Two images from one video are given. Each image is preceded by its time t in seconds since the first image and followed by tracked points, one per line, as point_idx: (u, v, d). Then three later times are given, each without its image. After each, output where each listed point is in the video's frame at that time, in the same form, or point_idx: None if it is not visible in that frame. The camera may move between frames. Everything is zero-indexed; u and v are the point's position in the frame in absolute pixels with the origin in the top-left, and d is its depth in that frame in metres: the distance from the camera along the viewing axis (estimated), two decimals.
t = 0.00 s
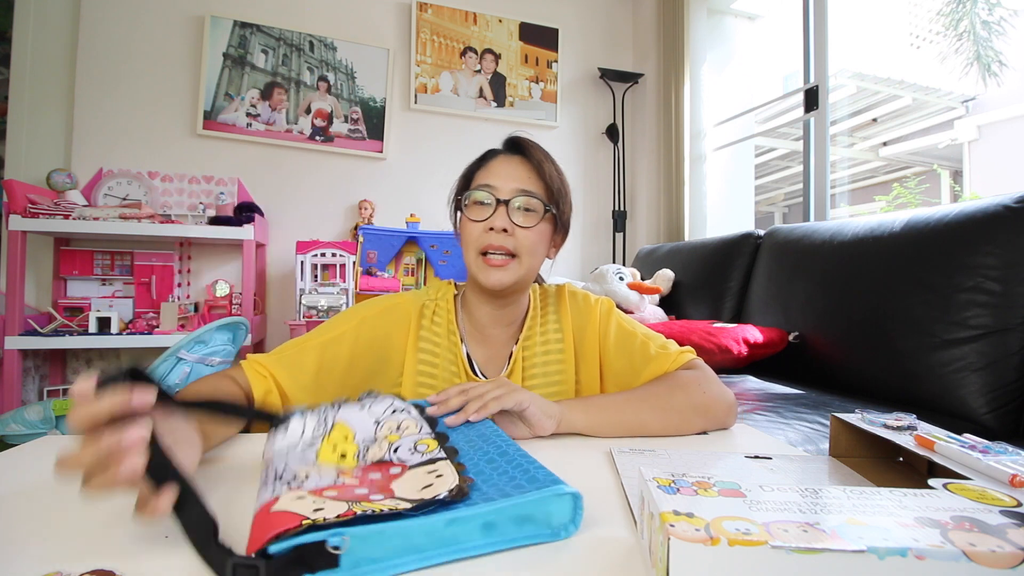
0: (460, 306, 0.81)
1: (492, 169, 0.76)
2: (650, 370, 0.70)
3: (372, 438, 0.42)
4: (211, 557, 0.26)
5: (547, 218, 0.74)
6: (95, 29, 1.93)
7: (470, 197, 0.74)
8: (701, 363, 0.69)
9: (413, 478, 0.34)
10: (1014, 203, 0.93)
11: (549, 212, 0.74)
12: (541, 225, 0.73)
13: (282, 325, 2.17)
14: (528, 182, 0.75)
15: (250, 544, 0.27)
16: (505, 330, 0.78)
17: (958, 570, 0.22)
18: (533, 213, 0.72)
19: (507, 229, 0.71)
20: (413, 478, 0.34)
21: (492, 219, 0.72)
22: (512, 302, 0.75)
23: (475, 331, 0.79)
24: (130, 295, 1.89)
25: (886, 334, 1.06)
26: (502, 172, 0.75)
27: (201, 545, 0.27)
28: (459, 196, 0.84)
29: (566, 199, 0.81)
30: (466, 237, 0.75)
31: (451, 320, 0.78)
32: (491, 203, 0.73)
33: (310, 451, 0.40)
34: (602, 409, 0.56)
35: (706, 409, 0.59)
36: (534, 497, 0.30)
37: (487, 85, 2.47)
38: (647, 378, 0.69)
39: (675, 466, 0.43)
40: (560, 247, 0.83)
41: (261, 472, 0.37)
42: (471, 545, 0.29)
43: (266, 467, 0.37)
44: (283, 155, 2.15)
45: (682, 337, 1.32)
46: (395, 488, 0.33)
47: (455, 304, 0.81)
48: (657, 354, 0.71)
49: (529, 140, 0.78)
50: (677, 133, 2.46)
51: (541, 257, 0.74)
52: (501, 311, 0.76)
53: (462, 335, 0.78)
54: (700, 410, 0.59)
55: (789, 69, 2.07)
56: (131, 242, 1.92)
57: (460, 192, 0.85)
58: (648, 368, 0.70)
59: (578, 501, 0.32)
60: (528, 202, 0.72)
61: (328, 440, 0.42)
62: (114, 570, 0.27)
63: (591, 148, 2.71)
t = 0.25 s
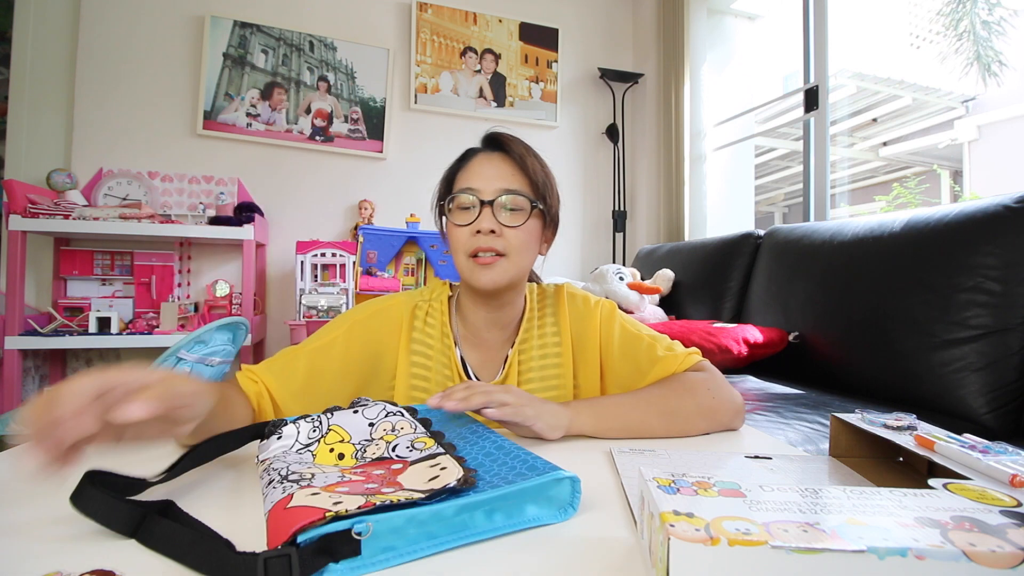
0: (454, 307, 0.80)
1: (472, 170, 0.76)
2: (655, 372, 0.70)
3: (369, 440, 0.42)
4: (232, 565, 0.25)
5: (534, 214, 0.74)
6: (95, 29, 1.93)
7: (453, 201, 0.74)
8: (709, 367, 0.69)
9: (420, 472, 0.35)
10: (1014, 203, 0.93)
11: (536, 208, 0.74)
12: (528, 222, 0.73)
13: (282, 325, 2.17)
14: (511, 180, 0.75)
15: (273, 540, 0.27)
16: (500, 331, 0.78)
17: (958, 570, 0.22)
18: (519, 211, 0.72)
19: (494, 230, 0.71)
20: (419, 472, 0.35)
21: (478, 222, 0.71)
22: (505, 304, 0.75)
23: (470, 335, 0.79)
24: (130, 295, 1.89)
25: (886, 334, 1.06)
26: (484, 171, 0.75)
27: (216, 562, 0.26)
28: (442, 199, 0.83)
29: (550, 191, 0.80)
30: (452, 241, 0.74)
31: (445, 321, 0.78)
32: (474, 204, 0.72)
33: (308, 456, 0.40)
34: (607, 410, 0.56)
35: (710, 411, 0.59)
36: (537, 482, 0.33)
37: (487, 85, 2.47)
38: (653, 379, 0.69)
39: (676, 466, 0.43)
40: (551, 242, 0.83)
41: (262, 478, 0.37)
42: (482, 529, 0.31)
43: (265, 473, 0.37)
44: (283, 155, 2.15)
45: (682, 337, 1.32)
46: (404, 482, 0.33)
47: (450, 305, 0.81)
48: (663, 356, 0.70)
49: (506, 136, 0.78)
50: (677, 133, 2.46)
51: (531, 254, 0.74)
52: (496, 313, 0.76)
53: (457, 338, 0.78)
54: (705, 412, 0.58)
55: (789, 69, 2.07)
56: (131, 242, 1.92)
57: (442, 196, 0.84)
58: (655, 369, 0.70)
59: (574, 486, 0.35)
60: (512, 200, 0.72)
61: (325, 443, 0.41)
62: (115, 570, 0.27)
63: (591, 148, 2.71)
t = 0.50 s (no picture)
0: (447, 311, 0.81)
1: (463, 171, 0.76)
2: (657, 373, 0.70)
3: (364, 445, 0.42)
4: (232, 566, 0.25)
5: (528, 215, 0.74)
6: (95, 29, 1.93)
7: (444, 204, 0.74)
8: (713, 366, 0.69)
9: (417, 477, 0.35)
10: (1014, 203, 0.93)
11: (529, 208, 0.74)
12: (522, 223, 0.73)
13: (282, 325, 2.17)
14: (503, 181, 0.74)
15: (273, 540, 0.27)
16: (495, 334, 0.78)
17: (958, 569, 0.22)
18: (511, 211, 0.72)
19: (488, 232, 0.70)
20: (415, 478, 0.35)
21: (471, 224, 0.71)
22: (502, 307, 0.75)
23: (465, 339, 0.78)
24: (130, 295, 1.90)
25: (886, 334, 1.06)
26: (474, 172, 0.75)
27: (216, 562, 0.26)
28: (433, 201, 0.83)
29: (542, 190, 0.81)
30: (444, 245, 0.74)
31: (438, 326, 0.78)
32: (466, 207, 0.72)
33: (303, 458, 0.40)
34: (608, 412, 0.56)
35: (713, 412, 0.58)
36: (534, 481, 0.33)
37: (487, 85, 2.47)
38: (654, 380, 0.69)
39: (675, 466, 0.43)
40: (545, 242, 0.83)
41: (257, 479, 0.36)
42: (480, 529, 0.31)
43: (259, 474, 0.37)
44: (283, 155, 2.15)
45: (682, 337, 1.33)
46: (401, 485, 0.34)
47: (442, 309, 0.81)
48: (665, 356, 0.70)
49: (496, 136, 0.77)
50: (676, 133, 2.46)
51: (526, 255, 0.74)
52: (491, 317, 0.75)
53: (450, 342, 0.77)
54: (706, 412, 0.58)
55: (789, 69, 2.07)
56: (131, 242, 1.92)
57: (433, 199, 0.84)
58: (657, 370, 0.70)
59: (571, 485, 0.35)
60: (505, 200, 0.72)
61: (321, 445, 0.41)
62: (115, 570, 0.27)
63: (591, 148, 2.71)
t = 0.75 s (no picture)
0: (444, 311, 0.82)
1: (461, 175, 0.75)
2: (650, 371, 0.70)
3: (353, 447, 0.42)
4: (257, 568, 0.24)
5: (527, 218, 0.74)
6: (96, 29, 1.93)
7: (443, 208, 0.73)
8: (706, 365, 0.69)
9: (422, 475, 0.36)
10: (1014, 203, 0.93)
11: (529, 212, 0.74)
12: (522, 226, 0.73)
13: (282, 325, 2.17)
14: (501, 184, 0.74)
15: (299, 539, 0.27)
16: (494, 334, 0.78)
17: (958, 570, 0.22)
18: (511, 215, 0.72)
19: (488, 237, 0.70)
20: (420, 476, 0.36)
21: (471, 229, 0.70)
22: (502, 309, 0.75)
23: (464, 338, 0.79)
24: (131, 295, 1.90)
25: (886, 334, 1.06)
26: (472, 176, 0.74)
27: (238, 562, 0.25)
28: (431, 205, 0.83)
29: (541, 192, 0.81)
30: (445, 249, 0.74)
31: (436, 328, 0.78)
32: (465, 212, 0.72)
33: (293, 464, 0.39)
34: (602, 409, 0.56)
35: (707, 411, 0.59)
36: (534, 468, 0.35)
37: (487, 85, 2.47)
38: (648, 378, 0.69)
39: (675, 466, 0.43)
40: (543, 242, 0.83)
41: (250, 485, 0.36)
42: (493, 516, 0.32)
43: (250, 482, 0.37)
44: (283, 155, 2.15)
45: (682, 337, 1.33)
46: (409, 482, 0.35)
47: (440, 309, 0.82)
48: (659, 354, 0.70)
49: (493, 139, 0.77)
50: (676, 133, 2.46)
51: (525, 258, 0.74)
52: (491, 318, 0.76)
53: (448, 341, 0.78)
54: (702, 412, 0.58)
55: (789, 69, 2.07)
56: (131, 242, 1.92)
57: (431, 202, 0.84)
58: (649, 368, 0.70)
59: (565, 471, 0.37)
60: (504, 205, 0.72)
61: (310, 450, 0.41)
62: (115, 570, 0.27)
63: (591, 148, 2.71)
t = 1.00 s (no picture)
0: (447, 309, 0.82)
1: (465, 174, 0.75)
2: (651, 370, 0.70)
3: (347, 449, 0.43)
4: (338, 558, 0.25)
5: (531, 217, 0.74)
6: (96, 29, 1.93)
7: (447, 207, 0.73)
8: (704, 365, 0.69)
9: (434, 466, 0.39)
10: (1014, 203, 0.93)
11: (533, 211, 0.74)
12: (526, 224, 0.73)
13: (282, 325, 2.17)
14: (505, 183, 0.74)
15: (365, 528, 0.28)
16: (496, 332, 0.79)
17: (959, 569, 0.22)
18: (514, 215, 0.72)
19: (493, 235, 0.70)
20: (432, 466, 0.39)
21: (476, 227, 0.71)
22: (504, 305, 0.75)
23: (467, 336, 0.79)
24: (130, 295, 1.90)
25: (887, 334, 1.06)
26: (477, 175, 0.74)
27: (314, 555, 0.26)
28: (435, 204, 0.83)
29: (543, 192, 0.81)
30: (449, 247, 0.74)
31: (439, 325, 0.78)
32: (470, 210, 0.71)
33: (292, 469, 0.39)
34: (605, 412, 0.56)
35: (707, 409, 0.59)
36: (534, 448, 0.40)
37: (487, 85, 2.47)
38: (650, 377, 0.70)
39: (675, 466, 0.43)
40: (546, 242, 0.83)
41: (255, 490, 0.35)
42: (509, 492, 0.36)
43: (258, 489, 0.35)
44: (283, 155, 2.15)
45: (682, 337, 1.33)
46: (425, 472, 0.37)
47: (442, 307, 0.82)
48: (660, 353, 0.71)
49: (497, 139, 0.77)
50: (676, 133, 2.46)
51: (529, 257, 0.74)
52: (493, 315, 0.76)
53: (451, 338, 0.78)
54: (701, 409, 0.59)
55: (789, 69, 2.07)
56: (131, 242, 1.92)
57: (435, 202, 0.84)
58: (650, 367, 0.70)
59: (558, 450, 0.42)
60: (508, 203, 0.71)
61: (305, 455, 0.42)
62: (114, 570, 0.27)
63: (591, 148, 2.71)
